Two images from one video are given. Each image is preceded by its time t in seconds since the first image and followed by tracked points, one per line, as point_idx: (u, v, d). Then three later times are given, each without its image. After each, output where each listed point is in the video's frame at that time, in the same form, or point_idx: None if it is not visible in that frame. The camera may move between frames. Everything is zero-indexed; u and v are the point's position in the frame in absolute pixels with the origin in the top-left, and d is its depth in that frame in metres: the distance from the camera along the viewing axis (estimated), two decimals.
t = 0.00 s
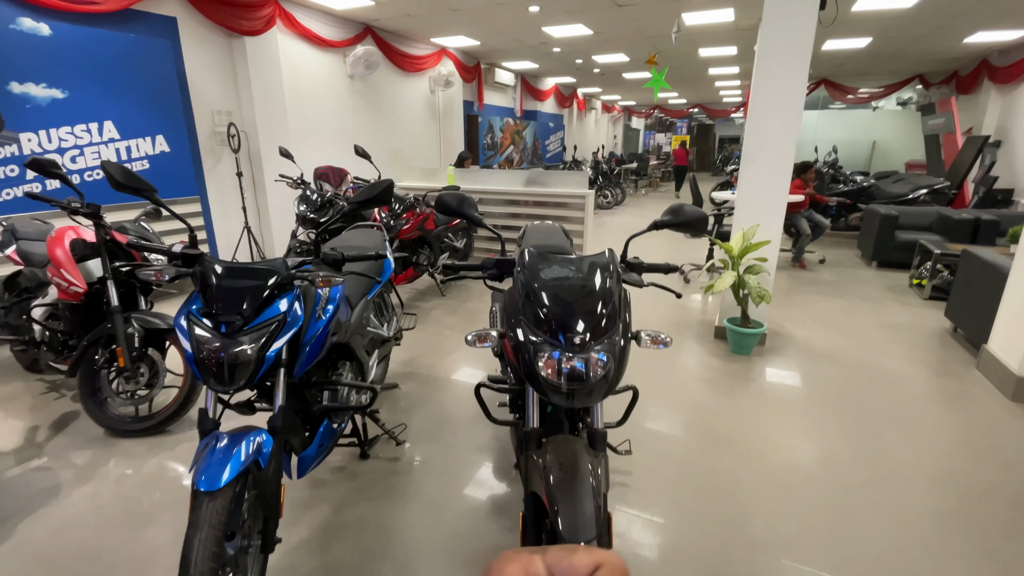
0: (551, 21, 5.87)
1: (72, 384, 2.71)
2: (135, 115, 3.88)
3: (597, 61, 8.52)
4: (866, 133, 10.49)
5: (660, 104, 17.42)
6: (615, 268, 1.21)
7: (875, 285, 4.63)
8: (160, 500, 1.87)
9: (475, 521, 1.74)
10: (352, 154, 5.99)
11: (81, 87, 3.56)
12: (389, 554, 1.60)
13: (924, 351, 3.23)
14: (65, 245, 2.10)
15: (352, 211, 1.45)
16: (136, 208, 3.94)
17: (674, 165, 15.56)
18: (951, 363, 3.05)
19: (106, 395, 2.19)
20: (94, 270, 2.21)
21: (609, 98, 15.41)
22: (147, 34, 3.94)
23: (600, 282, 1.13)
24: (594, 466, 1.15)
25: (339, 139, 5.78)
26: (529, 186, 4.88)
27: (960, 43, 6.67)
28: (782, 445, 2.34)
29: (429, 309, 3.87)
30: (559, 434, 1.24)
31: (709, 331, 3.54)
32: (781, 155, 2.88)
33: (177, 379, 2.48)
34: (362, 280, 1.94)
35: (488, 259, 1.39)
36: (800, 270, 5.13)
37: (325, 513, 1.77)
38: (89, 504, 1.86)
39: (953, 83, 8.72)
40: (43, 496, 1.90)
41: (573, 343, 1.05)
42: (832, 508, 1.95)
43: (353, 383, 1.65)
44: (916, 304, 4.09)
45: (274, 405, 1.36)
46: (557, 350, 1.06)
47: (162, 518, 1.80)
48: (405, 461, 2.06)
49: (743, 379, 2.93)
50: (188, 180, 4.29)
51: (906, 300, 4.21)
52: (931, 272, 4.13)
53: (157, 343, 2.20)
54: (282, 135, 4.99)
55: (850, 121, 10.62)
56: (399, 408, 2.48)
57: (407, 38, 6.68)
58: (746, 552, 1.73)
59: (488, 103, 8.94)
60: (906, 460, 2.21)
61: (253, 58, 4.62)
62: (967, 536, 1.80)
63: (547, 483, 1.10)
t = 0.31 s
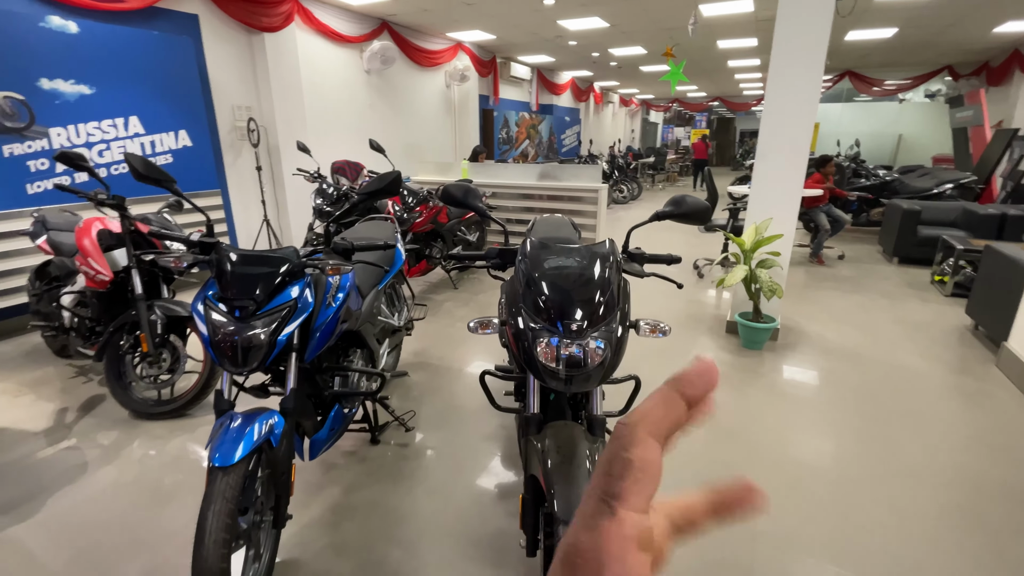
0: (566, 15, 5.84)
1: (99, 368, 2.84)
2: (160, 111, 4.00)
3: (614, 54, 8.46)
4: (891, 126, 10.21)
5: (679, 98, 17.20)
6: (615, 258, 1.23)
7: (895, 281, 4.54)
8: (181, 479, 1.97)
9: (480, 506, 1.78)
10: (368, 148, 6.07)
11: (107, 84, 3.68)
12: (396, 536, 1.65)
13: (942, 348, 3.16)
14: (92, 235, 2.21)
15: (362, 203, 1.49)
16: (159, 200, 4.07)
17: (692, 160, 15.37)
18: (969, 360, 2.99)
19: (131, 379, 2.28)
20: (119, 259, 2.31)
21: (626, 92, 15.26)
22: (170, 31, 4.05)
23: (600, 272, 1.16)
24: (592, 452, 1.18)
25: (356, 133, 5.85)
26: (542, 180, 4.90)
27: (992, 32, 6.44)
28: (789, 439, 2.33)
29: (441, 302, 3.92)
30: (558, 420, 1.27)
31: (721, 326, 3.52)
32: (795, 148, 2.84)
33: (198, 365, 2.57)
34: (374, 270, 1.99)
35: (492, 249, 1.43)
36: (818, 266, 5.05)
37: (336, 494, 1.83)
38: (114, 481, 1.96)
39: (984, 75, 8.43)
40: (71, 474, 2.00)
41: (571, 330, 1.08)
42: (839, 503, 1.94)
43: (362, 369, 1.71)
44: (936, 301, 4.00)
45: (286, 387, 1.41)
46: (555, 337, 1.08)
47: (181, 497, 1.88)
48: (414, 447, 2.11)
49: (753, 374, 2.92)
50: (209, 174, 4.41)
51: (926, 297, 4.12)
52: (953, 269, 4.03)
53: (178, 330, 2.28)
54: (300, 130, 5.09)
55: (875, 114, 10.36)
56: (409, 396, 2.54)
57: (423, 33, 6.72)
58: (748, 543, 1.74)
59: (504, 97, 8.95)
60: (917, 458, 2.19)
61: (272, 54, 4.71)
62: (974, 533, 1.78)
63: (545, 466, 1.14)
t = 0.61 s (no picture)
0: (583, 16, 5.85)
1: (122, 361, 2.94)
2: (184, 112, 4.12)
3: (631, 55, 8.43)
4: (916, 128, 9.99)
5: (697, 99, 17.04)
6: (619, 258, 1.24)
7: (916, 286, 4.45)
8: (198, 468, 2.03)
9: (486, 501, 1.80)
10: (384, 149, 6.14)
11: (134, 86, 3.80)
12: (402, 527, 1.68)
13: (962, 355, 3.09)
14: (117, 232, 2.29)
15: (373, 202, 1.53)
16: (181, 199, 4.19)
17: (709, 162, 15.21)
18: (990, 367, 2.92)
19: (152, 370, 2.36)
20: (143, 255, 2.39)
21: (644, 93, 15.18)
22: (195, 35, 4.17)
23: (602, 270, 1.17)
24: (593, 449, 1.19)
25: (373, 134, 5.94)
26: (555, 181, 4.92)
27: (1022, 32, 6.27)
28: (798, 443, 2.32)
29: (453, 301, 3.96)
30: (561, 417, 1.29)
31: (733, 329, 3.49)
32: (811, 149, 2.81)
33: (215, 359, 2.64)
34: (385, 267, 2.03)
35: (499, 248, 1.45)
36: (836, 270, 4.97)
37: (345, 486, 1.87)
38: (134, 468, 2.03)
39: (1014, 75, 8.20)
40: (93, 461, 2.07)
41: (573, 327, 1.09)
42: (849, 508, 1.92)
43: (372, 364, 1.74)
44: (958, 307, 3.91)
45: (297, 380, 1.45)
46: (557, 334, 1.10)
47: (197, 486, 1.94)
48: (422, 442, 2.15)
49: (765, 377, 2.89)
50: (230, 174, 4.52)
51: (948, 302, 4.03)
52: (976, 274, 3.94)
53: (198, 324, 2.36)
54: (318, 131, 5.19)
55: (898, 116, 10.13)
56: (419, 393, 2.58)
57: (440, 36, 6.78)
58: (753, 545, 1.73)
59: (520, 99, 8.99)
60: (931, 464, 2.15)
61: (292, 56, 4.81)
62: (987, 541, 1.75)
63: (547, 462, 1.15)
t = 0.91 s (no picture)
0: (599, 28, 5.90)
1: (143, 360, 3.02)
2: (208, 120, 4.25)
3: (648, 66, 8.46)
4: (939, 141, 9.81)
5: (715, 110, 16.99)
6: (629, 268, 1.25)
7: (937, 302, 4.35)
8: (213, 468, 2.07)
9: (493, 509, 1.81)
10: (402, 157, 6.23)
11: (162, 94, 3.93)
12: (409, 532, 1.70)
13: (984, 373, 3.01)
14: (142, 236, 2.38)
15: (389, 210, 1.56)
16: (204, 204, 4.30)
17: (727, 173, 15.10)
18: (1013, 387, 2.84)
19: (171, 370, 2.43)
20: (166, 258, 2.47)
21: (660, 104, 15.17)
22: (221, 45, 4.30)
23: (612, 280, 1.18)
24: (600, 459, 1.19)
25: (391, 143, 6.03)
26: (570, 190, 4.94)
27: None
28: (811, 459, 2.28)
29: (465, 308, 3.99)
30: (568, 425, 1.29)
31: (747, 342, 3.45)
32: (828, 162, 2.79)
33: (232, 361, 2.70)
34: (399, 274, 2.06)
35: (509, 256, 1.46)
36: (854, 283, 4.89)
37: (356, 489, 1.89)
38: (151, 466, 2.08)
39: None
40: (112, 457, 2.13)
41: (581, 336, 1.10)
42: (862, 527, 1.88)
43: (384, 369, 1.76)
44: (981, 324, 3.81)
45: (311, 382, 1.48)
46: (566, 342, 1.11)
47: (211, 485, 1.98)
48: (432, 448, 2.16)
49: (779, 391, 2.85)
50: (251, 180, 4.63)
51: (970, 319, 3.93)
52: (1000, 290, 3.84)
53: (216, 327, 2.42)
54: (338, 139, 5.29)
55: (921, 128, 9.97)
56: (430, 398, 2.60)
57: (459, 47, 6.89)
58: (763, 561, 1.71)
59: (536, 109, 9.07)
60: (949, 485, 2.10)
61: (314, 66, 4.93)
62: (1007, 565, 1.70)
63: (553, 470, 1.16)
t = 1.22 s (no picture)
0: (613, 29, 5.88)
1: (159, 357, 3.05)
2: (225, 120, 4.30)
3: (662, 67, 8.40)
4: (959, 144, 9.62)
5: (729, 112, 16.86)
6: (646, 272, 1.23)
7: (957, 308, 4.26)
8: (227, 465, 2.09)
9: (504, 512, 1.80)
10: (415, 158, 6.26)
11: (180, 95, 3.99)
12: (420, 533, 1.69)
13: (1007, 382, 2.94)
14: (159, 234, 2.41)
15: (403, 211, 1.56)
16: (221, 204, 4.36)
17: (740, 175, 14.96)
18: None
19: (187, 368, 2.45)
20: (183, 256, 2.50)
21: (674, 105, 15.07)
22: (239, 46, 4.36)
23: (628, 284, 1.17)
24: (614, 465, 1.17)
25: (404, 143, 6.06)
26: (582, 192, 4.92)
27: None
28: (826, 467, 2.24)
29: (477, 309, 3.99)
30: (582, 430, 1.28)
31: (762, 348, 3.41)
32: (847, 165, 2.74)
33: (246, 359, 2.72)
34: (412, 274, 2.06)
35: (524, 258, 1.44)
36: (871, 289, 4.80)
37: (367, 489, 1.89)
38: (165, 463, 2.10)
39: None
40: (128, 453, 2.16)
41: (597, 341, 1.09)
42: (879, 538, 1.84)
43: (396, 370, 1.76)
44: (1003, 332, 3.72)
45: (325, 382, 1.49)
46: (581, 347, 1.10)
47: (224, 482, 1.99)
48: (443, 449, 2.16)
49: (793, 398, 2.81)
50: (267, 180, 4.67)
51: (992, 326, 3.84)
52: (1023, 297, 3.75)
53: (231, 325, 2.44)
54: (352, 140, 5.34)
55: (940, 131, 9.80)
56: (441, 399, 2.60)
57: (472, 48, 6.91)
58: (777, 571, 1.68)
59: (548, 110, 9.06)
60: (970, 497, 2.05)
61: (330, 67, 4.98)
62: None
63: (567, 476, 1.15)
